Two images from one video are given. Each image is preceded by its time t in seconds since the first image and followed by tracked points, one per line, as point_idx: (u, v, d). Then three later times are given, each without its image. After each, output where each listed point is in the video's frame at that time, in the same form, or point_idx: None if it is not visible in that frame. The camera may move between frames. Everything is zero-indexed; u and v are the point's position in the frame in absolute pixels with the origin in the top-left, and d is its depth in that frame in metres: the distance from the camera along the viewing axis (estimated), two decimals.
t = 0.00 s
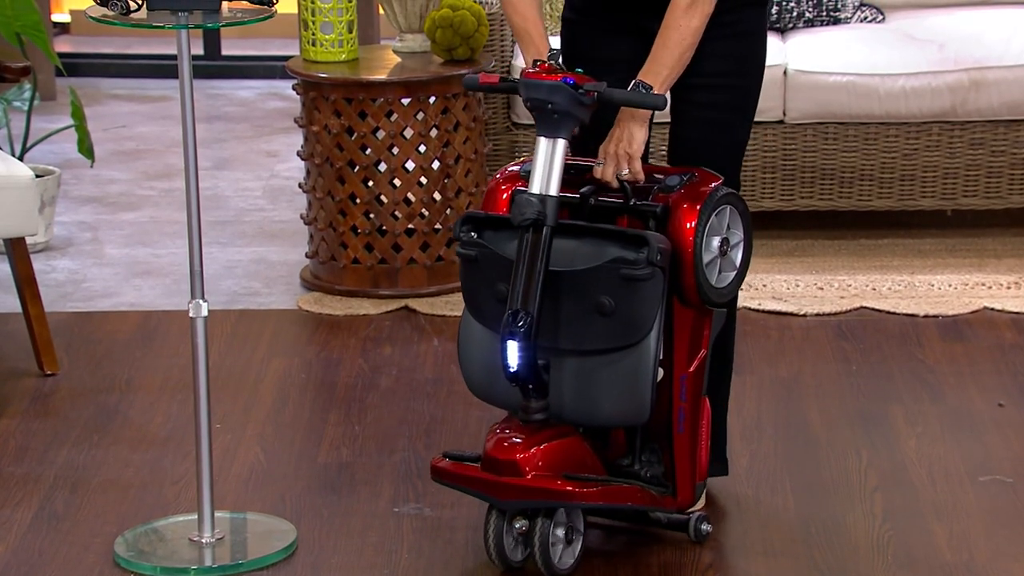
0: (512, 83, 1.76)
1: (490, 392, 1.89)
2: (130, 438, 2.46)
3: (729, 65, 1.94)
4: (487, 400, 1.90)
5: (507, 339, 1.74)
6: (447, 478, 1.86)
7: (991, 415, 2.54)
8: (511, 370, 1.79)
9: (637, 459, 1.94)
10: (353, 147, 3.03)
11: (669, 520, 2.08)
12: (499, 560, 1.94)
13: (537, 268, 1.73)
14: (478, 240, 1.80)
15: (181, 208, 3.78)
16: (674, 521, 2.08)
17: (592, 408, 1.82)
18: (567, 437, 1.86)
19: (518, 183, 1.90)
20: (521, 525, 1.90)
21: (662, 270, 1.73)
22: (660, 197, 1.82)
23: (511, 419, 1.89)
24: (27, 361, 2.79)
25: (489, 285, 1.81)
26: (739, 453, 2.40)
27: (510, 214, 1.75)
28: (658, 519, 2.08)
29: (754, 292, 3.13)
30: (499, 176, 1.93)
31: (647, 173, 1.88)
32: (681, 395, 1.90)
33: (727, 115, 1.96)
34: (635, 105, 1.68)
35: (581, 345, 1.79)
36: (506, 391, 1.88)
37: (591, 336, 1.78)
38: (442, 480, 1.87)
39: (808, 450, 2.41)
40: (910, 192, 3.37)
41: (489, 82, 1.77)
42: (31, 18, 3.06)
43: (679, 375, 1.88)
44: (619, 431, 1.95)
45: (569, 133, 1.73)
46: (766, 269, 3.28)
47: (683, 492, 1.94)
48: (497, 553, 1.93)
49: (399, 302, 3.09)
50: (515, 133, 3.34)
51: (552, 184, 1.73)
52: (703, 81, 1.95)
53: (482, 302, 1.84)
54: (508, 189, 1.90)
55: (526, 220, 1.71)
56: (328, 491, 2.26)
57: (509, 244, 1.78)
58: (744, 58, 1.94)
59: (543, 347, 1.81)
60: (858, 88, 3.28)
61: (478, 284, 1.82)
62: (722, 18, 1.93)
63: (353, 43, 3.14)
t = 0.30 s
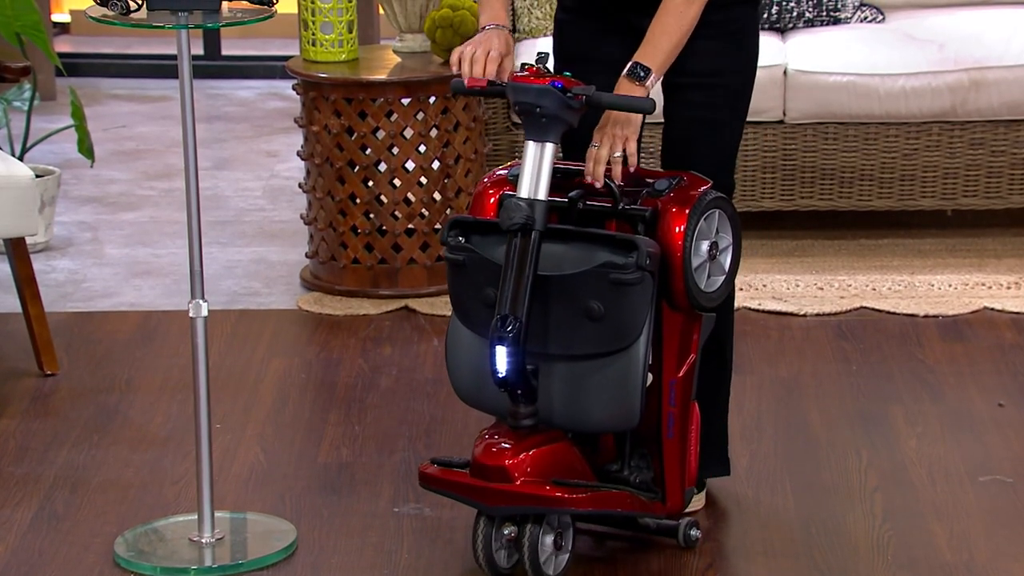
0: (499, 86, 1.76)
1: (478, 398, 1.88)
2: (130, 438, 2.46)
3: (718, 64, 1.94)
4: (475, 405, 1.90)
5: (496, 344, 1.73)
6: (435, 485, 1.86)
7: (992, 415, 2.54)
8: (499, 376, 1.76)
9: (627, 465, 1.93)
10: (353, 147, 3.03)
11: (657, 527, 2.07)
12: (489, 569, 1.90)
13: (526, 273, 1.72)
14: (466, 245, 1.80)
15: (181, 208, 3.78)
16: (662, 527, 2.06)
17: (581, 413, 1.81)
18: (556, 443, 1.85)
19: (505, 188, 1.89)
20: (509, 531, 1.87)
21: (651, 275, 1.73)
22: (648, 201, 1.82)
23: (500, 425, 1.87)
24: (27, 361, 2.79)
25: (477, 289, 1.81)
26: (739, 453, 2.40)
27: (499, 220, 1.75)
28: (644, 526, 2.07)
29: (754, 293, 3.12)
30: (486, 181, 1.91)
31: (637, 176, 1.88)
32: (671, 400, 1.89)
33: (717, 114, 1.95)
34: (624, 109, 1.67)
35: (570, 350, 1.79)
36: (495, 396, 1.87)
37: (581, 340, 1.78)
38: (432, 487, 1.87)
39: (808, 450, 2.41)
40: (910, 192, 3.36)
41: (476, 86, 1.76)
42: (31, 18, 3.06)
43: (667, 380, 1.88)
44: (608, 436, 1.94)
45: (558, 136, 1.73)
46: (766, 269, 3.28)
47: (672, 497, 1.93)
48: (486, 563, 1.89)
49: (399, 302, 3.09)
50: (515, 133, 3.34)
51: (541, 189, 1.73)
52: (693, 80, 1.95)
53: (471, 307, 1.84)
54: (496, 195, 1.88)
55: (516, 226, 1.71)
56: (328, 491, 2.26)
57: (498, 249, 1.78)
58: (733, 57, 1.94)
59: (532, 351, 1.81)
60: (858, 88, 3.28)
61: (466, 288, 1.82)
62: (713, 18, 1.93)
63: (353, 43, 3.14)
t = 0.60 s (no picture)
0: (497, 87, 1.76)
1: (475, 399, 1.88)
2: (129, 438, 2.46)
3: (713, 64, 1.93)
4: (472, 407, 1.90)
5: (492, 346, 1.74)
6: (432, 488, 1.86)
7: (992, 415, 2.54)
8: (496, 377, 1.77)
9: (623, 466, 1.93)
10: (353, 147, 3.03)
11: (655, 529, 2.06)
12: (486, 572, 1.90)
13: (522, 275, 1.73)
14: (461, 246, 1.80)
15: (181, 208, 3.78)
16: (660, 530, 2.05)
17: (578, 416, 1.81)
18: (553, 445, 1.85)
19: (501, 188, 1.88)
20: (507, 534, 1.87)
21: (647, 276, 1.73)
22: (645, 202, 1.81)
23: (496, 426, 1.88)
24: (27, 361, 2.79)
25: (474, 291, 1.81)
26: (739, 453, 2.40)
27: (495, 221, 1.75)
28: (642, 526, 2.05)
29: (754, 293, 3.12)
30: (483, 181, 1.91)
31: (631, 178, 1.88)
32: (668, 402, 1.89)
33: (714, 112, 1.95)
34: (619, 110, 1.66)
35: (566, 352, 1.79)
36: (491, 397, 1.87)
37: (577, 342, 1.78)
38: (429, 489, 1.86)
39: (808, 450, 2.41)
40: (910, 192, 3.36)
41: (474, 88, 1.77)
42: (31, 18, 3.06)
43: (666, 382, 1.87)
44: (605, 438, 1.94)
45: (554, 138, 1.73)
46: (766, 269, 3.28)
47: (669, 498, 1.93)
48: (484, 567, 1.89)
49: (399, 302, 3.08)
50: (515, 132, 3.33)
51: (537, 189, 1.73)
52: (689, 79, 1.94)
53: (467, 309, 1.84)
54: (491, 196, 1.88)
55: (513, 228, 1.72)
56: (328, 491, 2.26)
57: (494, 251, 1.78)
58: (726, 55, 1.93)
59: (528, 353, 1.81)
60: (858, 89, 3.28)
61: (463, 290, 1.82)
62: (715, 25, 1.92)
63: (353, 43, 3.13)
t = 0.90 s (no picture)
0: (498, 87, 1.75)
1: (476, 399, 1.88)
2: (131, 437, 2.46)
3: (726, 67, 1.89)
4: (473, 406, 1.90)
5: (494, 345, 1.73)
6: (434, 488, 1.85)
7: (995, 414, 2.53)
8: (497, 377, 1.77)
9: (625, 466, 1.92)
10: (355, 147, 3.03)
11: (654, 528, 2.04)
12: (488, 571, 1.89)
13: (523, 274, 1.72)
14: (463, 246, 1.80)
15: (184, 207, 3.78)
16: (661, 529, 2.03)
17: (579, 415, 1.82)
18: (555, 444, 1.85)
19: (503, 188, 1.88)
20: (509, 533, 1.87)
21: (649, 276, 1.72)
22: (648, 201, 1.82)
23: (498, 425, 1.87)
24: (29, 360, 2.79)
25: (475, 290, 1.81)
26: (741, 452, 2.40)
27: (497, 221, 1.75)
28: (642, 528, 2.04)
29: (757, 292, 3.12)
30: (484, 181, 1.90)
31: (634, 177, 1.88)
32: (670, 401, 1.88)
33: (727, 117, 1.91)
34: (623, 109, 1.68)
35: (568, 351, 1.79)
36: (492, 396, 1.87)
37: (579, 342, 1.78)
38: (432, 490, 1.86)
39: (810, 450, 2.41)
40: (913, 191, 3.36)
41: (475, 87, 1.76)
42: (33, 18, 3.06)
43: (667, 382, 1.87)
44: (607, 438, 1.94)
45: (556, 137, 1.72)
46: (768, 268, 3.28)
47: (671, 499, 1.92)
48: (486, 567, 1.89)
49: (401, 302, 3.08)
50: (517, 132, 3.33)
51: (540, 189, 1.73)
52: (703, 83, 1.91)
53: (469, 308, 1.83)
54: (493, 196, 1.88)
55: (515, 227, 1.71)
56: (330, 490, 2.26)
57: (496, 250, 1.78)
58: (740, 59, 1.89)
59: (530, 353, 1.81)
60: (860, 88, 3.27)
61: (464, 289, 1.82)
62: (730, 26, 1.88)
63: (356, 42, 3.14)
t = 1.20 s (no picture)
0: (501, 84, 1.77)
1: (479, 396, 1.88)
2: (135, 434, 2.46)
3: (767, 65, 1.90)
4: (476, 404, 1.90)
5: (497, 343, 1.73)
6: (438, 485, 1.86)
7: (998, 412, 2.53)
8: (500, 374, 1.76)
9: (628, 462, 1.92)
10: (358, 144, 3.03)
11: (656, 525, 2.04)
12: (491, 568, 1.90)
13: (527, 271, 1.72)
14: (466, 243, 1.80)
15: (187, 204, 3.78)
16: (665, 525, 2.03)
17: (582, 412, 1.82)
18: (558, 441, 1.85)
19: (506, 185, 1.88)
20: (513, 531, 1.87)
21: (652, 273, 1.72)
22: (651, 198, 1.81)
23: (501, 423, 1.87)
24: (33, 357, 2.79)
25: (478, 288, 1.81)
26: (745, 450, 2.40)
27: (500, 218, 1.75)
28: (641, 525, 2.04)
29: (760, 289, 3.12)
30: (487, 179, 1.90)
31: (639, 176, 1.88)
32: (674, 399, 1.88)
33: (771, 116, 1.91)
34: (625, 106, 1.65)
35: (572, 348, 1.79)
36: (495, 393, 1.87)
37: (582, 339, 1.78)
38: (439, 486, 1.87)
39: (814, 447, 2.41)
40: (916, 189, 3.36)
41: (477, 84, 1.77)
42: (36, 15, 3.06)
43: (669, 379, 1.87)
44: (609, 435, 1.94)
45: (559, 135, 1.72)
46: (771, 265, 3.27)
47: (674, 496, 1.93)
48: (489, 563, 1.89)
49: (405, 299, 3.08)
50: (521, 129, 3.32)
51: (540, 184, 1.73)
52: (748, 83, 1.92)
53: (472, 305, 1.83)
54: (496, 193, 1.88)
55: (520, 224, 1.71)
56: (333, 488, 2.26)
57: (499, 247, 1.78)
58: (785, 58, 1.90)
59: (533, 350, 1.81)
60: (864, 85, 3.27)
61: (467, 287, 1.82)
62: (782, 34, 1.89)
63: (360, 39, 3.14)
